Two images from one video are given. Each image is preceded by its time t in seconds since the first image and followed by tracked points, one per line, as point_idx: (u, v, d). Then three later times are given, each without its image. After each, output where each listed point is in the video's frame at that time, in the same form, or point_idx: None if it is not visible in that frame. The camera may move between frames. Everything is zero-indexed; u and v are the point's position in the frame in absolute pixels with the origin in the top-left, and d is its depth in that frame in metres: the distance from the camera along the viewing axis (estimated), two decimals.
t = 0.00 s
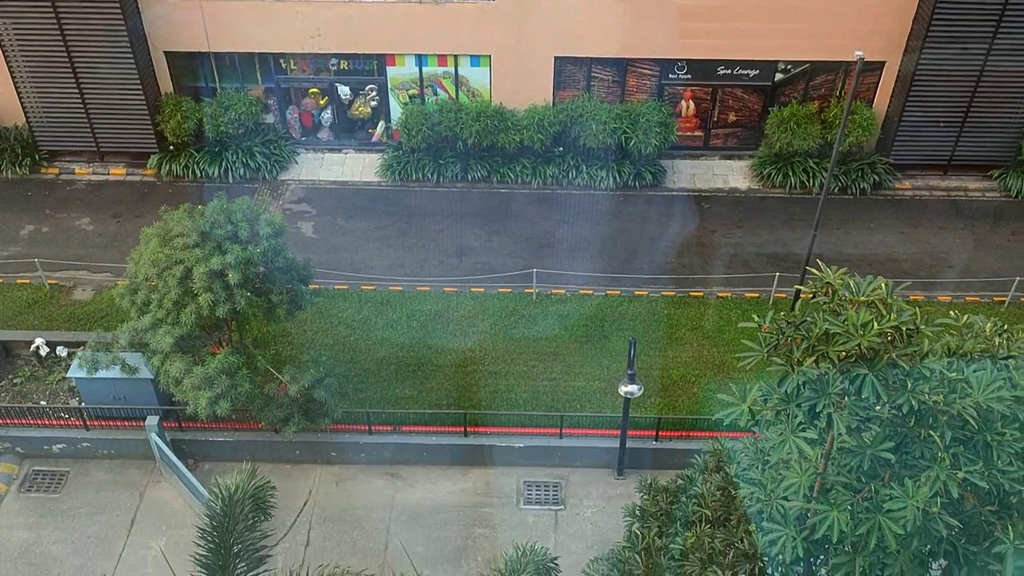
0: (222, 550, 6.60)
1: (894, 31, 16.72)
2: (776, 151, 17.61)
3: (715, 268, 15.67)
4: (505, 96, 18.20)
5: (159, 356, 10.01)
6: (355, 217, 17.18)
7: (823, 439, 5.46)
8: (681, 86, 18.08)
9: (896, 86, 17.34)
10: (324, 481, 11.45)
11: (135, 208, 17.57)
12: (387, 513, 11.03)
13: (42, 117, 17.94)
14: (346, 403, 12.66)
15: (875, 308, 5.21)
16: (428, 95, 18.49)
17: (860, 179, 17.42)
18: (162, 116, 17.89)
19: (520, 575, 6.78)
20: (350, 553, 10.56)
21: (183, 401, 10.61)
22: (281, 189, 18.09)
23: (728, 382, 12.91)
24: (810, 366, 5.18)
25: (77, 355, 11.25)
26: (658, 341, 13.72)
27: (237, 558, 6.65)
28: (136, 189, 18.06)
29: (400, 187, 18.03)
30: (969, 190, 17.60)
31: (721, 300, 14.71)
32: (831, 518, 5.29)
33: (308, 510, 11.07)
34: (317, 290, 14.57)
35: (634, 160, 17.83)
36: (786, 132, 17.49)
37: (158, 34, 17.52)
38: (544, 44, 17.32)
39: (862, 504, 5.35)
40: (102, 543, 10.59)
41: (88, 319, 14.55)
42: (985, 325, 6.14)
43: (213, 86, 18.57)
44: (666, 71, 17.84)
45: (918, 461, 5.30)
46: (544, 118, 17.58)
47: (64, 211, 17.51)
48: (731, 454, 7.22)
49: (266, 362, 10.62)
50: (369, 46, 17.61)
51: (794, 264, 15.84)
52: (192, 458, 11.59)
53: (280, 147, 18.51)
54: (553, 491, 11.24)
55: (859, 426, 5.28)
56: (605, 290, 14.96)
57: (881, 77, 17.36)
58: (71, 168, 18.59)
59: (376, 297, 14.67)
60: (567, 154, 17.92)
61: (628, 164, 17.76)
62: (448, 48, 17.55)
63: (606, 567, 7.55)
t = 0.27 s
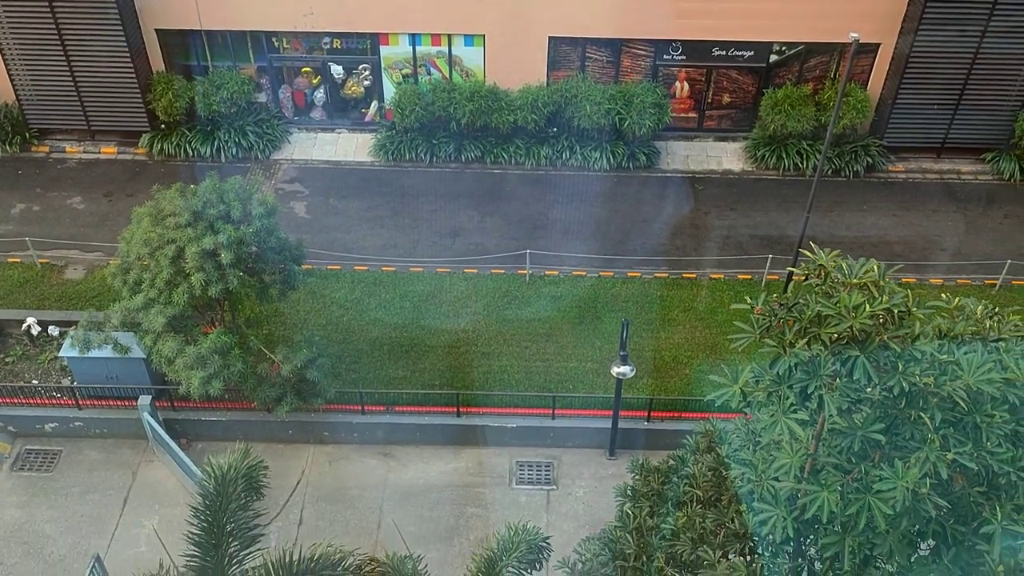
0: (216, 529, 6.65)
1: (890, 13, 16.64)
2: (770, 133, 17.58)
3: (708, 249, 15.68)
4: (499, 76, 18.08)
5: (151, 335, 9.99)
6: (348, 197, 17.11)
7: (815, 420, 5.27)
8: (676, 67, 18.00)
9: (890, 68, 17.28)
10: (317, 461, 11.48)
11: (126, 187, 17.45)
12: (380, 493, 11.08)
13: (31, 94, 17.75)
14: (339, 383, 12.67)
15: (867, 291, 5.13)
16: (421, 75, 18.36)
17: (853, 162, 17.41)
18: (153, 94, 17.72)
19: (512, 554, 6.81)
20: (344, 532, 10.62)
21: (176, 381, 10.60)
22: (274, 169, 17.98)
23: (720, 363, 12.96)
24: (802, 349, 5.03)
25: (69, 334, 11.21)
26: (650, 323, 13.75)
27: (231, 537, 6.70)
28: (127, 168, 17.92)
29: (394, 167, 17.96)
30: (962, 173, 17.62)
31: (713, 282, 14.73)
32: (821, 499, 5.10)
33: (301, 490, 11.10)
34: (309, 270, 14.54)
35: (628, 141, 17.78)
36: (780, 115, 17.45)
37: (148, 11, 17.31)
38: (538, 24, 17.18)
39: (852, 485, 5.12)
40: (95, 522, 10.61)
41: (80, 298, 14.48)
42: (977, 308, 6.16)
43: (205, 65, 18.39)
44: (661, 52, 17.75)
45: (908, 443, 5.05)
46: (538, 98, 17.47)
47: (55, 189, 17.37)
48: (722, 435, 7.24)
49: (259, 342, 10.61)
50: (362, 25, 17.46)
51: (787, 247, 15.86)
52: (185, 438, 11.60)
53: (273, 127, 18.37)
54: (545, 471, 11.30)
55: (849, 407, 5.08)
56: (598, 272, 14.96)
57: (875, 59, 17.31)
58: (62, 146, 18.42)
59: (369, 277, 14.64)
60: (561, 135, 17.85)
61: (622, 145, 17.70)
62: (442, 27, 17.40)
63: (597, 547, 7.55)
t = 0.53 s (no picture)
0: (210, 518, 6.65)
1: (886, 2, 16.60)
2: (766, 122, 17.55)
3: (704, 239, 15.69)
4: (495, 65, 18.01)
5: (146, 324, 9.97)
6: (343, 186, 17.06)
7: (809, 410, 5.27)
8: (672, 56, 17.95)
9: (887, 58, 17.24)
10: (312, 450, 11.49)
11: (120, 175, 17.38)
12: (375, 482, 11.10)
13: (24, 81, 17.64)
14: (333, 372, 12.66)
15: (863, 282, 5.14)
16: (417, 63, 18.28)
17: (849, 151, 17.41)
18: (147, 81, 17.63)
19: (507, 543, 6.82)
20: (339, 521, 10.64)
21: (171, 370, 10.59)
22: (269, 157, 17.92)
23: (715, 353, 12.99)
24: (797, 338, 5.04)
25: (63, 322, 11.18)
26: (646, 312, 13.77)
27: (226, 525, 6.73)
28: (122, 156, 17.84)
29: (389, 156, 17.91)
30: (957, 163, 17.65)
31: (708, 271, 14.75)
32: (815, 489, 5.14)
33: (296, 479, 11.12)
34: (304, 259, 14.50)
35: (623, 131, 17.75)
36: (776, 104, 17.42)
37: None
38: (535, 12, 17.10)
39: (847, 475, 5.14)
40: (90, 511, 10.62)
41: (74, 287, 14.44)
42: (971, 298, 6.19)
43: (200, 53, 18.28)
44: (657, 41, 17.70)
45: (901, 433, 5.07)
46: (533, 87, 17.41)
47: (49, 177, 17.29)
48: (717, 424, 7.23)
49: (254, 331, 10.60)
50: (357, 13, 17.37)
51: (782, 237, 15.88)
52: (180, 427, 11.60)
53: (268, 115, 18.28)
54: (541, 460, 11.33)
55: (844, 397, 5.10)
56: (594, 261, 14.95)
57: (872, 48, 17.26)
58: (55, 134, 18.32)
59: (364, 267, 14.62)
60: (557, 124, 17.81)
61: (618, 134, 17.68)
62: (438, 15, 17.32)
63: (591, 536, 7.55)
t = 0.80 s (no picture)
0: (200, 504, 6.67)
1: None
2: (757, 110, 17.55)
3: (695, 227, 15.72)
4: (486, 51, 17.91)
5: (135, 310, 9.93)
6: (334, 172, 16.99)
7: (799, 397, 5.26)
8: (665, 43, 17.91)
9: (878, 47, 17.21)
10: (303, 436, 11.49)
11: (109, 159, 17.24)
12: (366, 468, 11.12)
13: (12, 64, 17.45)
14: (324, 359, 12.64)
15: (853, 270, 5.18)
16: (408, 49, 18.17)
17: (840, 140, 17.45)
18: (136, 66, 17.47)
19: (497, 529, 6.86)
20: (329, 507, 10.66)
21: (161, 356, 10.56)
22: (259, 143, 17.81)
23: (706, 341, 13.04)
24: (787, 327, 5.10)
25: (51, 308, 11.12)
26: (636, 299, 13.80)
27: (216, 511, 6.75)
28: (111, 140, 17.70)
29: (380, 142, 17.83)
30: (948, 152, 17.70)
31: (699, 259, 14.78)
32: (804, 476, 5.16)
33: (286, 465, 11.13)
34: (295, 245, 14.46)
35: (615, 118, 17.72)
36: (767, 92, 17.42)
37: None
38: None
39: (835, 462, 5.15)
40: (80, 497, 10.60)
41: (63, 272, 14.35)
42: (960, 287, 6.24)
43: (190, 37, 18.16)
44: (649, 28, 17.64)
45: (890, 420, 5.09)
46: (525, 73, 17.32)
47: (37, 161, 17.14)
48: (707, 411, 7.23)
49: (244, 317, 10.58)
50: None
51: (773, 225, 15.92)
52: (170, 413, 11.58)
53: (258, 100, 18.15)
54: (531, 446, 11.36)
55: (833, 384, 5.10)
56: (585, 248, 14.95)
57: (864, 37, 17.18)
58: (43, 118, 18.15)
59: (355, 253, 14.58)
60: (549, 110, 17.76)
61: (609, 121, 17.64)
62: None
63: (582, 522, 7.60)
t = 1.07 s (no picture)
0: (190, 493, 6.67)
1: None
2: (749, 100, 17.55)
3: (686, 217, 15.74)
4: (478, 39, 17.83)
5: (125, 298, 9.88)
6: (325, 160, 16.91)
7: (788, 387, 5.33)
8: (656, 33, 17.88)
9: (869, 37, 17.19)
10: (293, 425, 11.48)
11: (98, 147, 17.11)
12: (356, 457, 11.12)
13: None
14: (315, 348, 12.61)
15: (843, 260, 5.18)
16: (400, 37, 18.05)
17: (831, 130, 17.48)
18: (125, 52, 17.32)
19: (487, 518, 6.89)
20: (320, 495, 10.66)
21: (150, 344, 10.52)
22: (249, 131, 17.71)
23: (696, 331, 13.07)
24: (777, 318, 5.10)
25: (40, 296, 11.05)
26: (628, 289, 13.82)
27: (206, 500, 6.75)
28: (100, 128, 17.56)
29: (371, 130, 17.76)
30: (938, 143, 17.75)
31: (690, 249, 14.81)
32: (793, 466, 5.18)
33: (277, 454, 11.12)
34: (285, 234, 14.40)
35: (607, 107, 17.69)
36: (759, 82, 17.42)
37: None
38: None
39: (824, 452, 5.18)
40: (69, 485, 10.56)
41: (51, 260, 14.25)
42: (950, 278, 6.26)
43: (179, 23, 17.95)
44: (641, 17, 17.60)
45: (879, 410, 5.12)
46: (517, 62, 17.26)
47: (25, 148, 16.99)
48: (697, 401, 7.24)
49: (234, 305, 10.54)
50: None
51: (763, 215, 15.96)
52: (160, 401, 11.55)
53: (248, 88, 18.03)
54: (521, 435, 11.38)
55: (823, 374, 5.14)
56: (576, 238, 14.95)
57: (855, 27, 17.17)
58: (31, 105, 17.98)
59: (345, 242, 14.53)
60: (540, 100, 17.71)
61: (601, 111, 17.61)
62: None
63: (572, 511, 7.62)
